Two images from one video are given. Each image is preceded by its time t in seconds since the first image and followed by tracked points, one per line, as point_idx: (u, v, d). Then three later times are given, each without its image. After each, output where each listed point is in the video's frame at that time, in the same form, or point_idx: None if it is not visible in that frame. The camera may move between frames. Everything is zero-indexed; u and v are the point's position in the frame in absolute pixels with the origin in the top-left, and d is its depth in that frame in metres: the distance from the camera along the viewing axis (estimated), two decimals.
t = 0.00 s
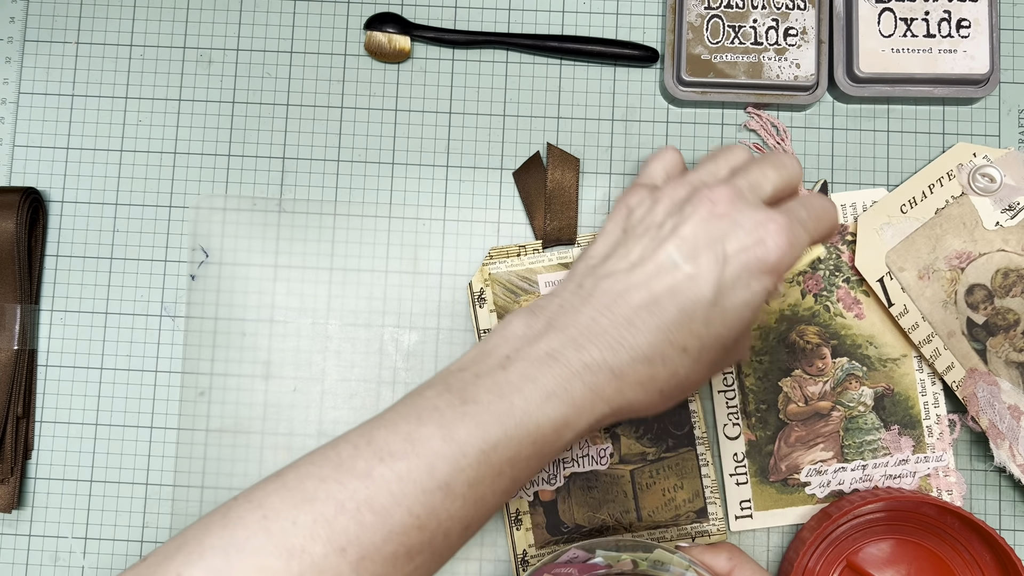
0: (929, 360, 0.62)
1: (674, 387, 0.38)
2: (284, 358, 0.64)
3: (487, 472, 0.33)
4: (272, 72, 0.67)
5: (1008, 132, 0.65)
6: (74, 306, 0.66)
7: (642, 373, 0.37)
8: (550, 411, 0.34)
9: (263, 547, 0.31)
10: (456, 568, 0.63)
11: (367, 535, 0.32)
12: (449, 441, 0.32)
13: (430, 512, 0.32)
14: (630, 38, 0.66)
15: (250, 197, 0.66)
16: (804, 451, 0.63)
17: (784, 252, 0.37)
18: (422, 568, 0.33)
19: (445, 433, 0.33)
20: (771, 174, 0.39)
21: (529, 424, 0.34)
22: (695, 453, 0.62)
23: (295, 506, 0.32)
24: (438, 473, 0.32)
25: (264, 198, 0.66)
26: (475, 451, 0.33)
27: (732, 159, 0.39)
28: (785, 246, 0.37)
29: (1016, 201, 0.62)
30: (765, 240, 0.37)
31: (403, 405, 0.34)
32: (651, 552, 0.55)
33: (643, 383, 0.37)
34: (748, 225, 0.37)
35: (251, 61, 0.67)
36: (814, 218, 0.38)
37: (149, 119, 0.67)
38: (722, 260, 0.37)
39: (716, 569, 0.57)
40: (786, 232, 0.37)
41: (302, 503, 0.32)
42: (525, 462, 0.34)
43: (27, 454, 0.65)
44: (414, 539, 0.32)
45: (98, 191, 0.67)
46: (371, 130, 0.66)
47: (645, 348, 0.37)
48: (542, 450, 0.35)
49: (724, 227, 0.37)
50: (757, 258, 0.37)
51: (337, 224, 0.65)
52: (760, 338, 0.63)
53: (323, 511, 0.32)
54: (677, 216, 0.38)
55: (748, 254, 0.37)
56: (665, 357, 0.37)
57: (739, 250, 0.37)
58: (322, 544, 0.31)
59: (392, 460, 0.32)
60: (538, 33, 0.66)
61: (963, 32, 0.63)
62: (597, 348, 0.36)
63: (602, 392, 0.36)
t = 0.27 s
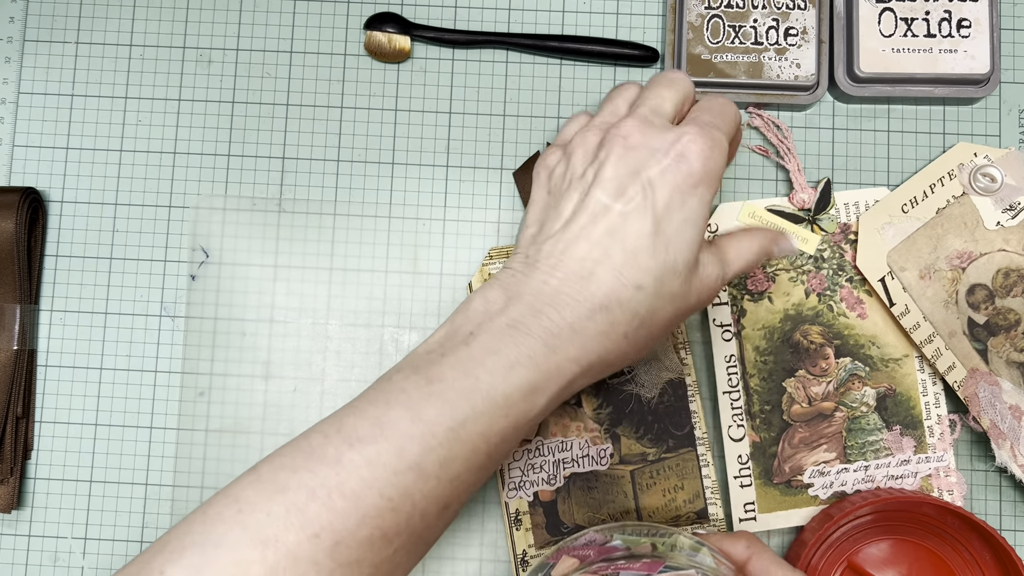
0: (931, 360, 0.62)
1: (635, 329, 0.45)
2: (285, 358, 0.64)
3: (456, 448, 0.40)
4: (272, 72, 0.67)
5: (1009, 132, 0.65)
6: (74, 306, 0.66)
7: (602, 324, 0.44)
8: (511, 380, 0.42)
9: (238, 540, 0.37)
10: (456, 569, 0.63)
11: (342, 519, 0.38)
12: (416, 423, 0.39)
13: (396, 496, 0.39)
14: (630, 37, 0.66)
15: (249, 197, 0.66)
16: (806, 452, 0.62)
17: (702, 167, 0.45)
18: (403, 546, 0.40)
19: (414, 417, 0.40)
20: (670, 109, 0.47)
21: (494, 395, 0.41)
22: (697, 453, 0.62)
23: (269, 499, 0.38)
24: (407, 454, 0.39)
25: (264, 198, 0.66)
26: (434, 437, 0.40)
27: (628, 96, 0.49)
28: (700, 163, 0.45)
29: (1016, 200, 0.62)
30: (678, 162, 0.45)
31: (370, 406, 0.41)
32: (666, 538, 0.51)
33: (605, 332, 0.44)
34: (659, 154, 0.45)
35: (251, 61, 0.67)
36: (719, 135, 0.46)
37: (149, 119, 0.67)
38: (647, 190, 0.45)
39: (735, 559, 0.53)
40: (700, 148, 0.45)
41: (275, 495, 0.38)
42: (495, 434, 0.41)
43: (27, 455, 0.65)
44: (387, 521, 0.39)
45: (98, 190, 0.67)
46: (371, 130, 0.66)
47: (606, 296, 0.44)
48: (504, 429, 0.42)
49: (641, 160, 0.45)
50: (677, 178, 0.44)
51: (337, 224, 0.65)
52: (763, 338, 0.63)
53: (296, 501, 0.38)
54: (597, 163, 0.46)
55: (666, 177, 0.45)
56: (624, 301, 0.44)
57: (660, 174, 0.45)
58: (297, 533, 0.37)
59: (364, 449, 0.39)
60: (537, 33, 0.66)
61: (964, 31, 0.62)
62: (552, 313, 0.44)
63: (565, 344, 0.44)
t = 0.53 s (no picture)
0: (932, 361, 0.62)
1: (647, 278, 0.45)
2: (285, 358, 0.64)
3: (473, 395, 0.39)
4: (272, 72, 0.67)
5: (1009, 132, 0.65)
6: (74, 306, 0.66)
7: (615, 272, 0.45)
8: (524, 330, 0.42)
9: (265, 500, 0.36)
10: (457, 569, 0.63)
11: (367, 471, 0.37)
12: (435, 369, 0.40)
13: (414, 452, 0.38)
14: (630, 37, 0.66)
15: (249, 197, 0.66)
16: (807, 453, 0.62)
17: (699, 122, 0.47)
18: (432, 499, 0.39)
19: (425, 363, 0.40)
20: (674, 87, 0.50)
21: (507, 342, 0.41)
22: (696, 453, 0.62)
23: (294, 457, 0.37)
24: (423, 405, 0.38)
25: (264, 198, 0.66)
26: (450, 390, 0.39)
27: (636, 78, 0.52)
28: (698, 122, 0.47)
29: (1016, 200, 0.62)
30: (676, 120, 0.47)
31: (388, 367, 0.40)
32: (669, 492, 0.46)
33: (619, 278, 0.45)
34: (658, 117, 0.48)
35: (251, 61, 0.67)
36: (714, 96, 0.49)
37: (149, 119, 0.67)
38: (647, 147, 0.47)
39: (744, 526, 0.49)
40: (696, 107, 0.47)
41: (300, 454, 0.37)
42: (511, 385, 0.41)
43: (27, 455, 0.65)
44: (410, 472, 0.38)
45: (98, 190, 0.67)
46: (371, 130, 0.66)
47: (616, 246, 0.45)
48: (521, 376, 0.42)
49: (642, 124, 0.48)
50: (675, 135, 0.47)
51: (337, 224, 0.65)
52: (761, 342, 0.63)
53: (320, 458, 0.37)
54: (601, 131, 0.50)
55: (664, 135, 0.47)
56: (634, 248, 0.45)
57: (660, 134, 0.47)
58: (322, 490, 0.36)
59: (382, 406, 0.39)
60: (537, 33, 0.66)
61: (964, 31, 0.62)
62: (561, 267, 0.45)
63: (580, 294, 0.44)
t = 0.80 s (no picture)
0: (931, 361, 0.62)
1: (642, 274, 0.46)
2: (285, 358, 0.64)
3: (468, 384, 0.40)
4: (272, 72, 0.67)
5: (1008, 132, 0.65)
6: (74, 306, 0.66)
7: (612, 266, 0.45)
8: (518, 320, 0.42)
9: (264, 489, 0.36)
10: (457, 569, 0.63)
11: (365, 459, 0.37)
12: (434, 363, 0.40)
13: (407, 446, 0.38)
14: (630, 37, 0.66)
15: (249, 197, 0.66)
16: (808, 454, 0.62)
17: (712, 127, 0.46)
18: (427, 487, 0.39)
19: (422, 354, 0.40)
20: (697, 86, 0.50)
21: (501, 332, 0.42)
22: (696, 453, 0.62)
23: (292, 446, 0.37)
24: (419, 393, 0.39)
25: (264, 198, 0.66)
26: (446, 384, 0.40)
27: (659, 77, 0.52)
28: (711, 126, 0.46)
29: (1016, 200, 0.62)
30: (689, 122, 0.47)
31: (383, 357, 0.41)
32: (683, 455, 0.48)
33: (614, 273, 0.45)
34: (672, 117, 0.47)
35: (251, 61, 0.67)
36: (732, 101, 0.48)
37: (149, 119, 0.67)
38: (658, 147, 0.47)
39: (753, 486, 0.50)
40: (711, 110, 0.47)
41: (298, 443, 0.37)
42: (507, 377, 0.42)
43: (27, 455, 0.65)
44: (408, 460, 0.38)
45: (98, 190, 0.67)
46: (371, 130, 0.66)
47: (614, 241, 0.46)
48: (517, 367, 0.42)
49: (656, 123, 0.48)
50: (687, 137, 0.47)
51: (337, 224, 0.65)
52: (761, 342, 0.63)
53: (318, 447, 0.37)
54: (615, 125, 0.50)
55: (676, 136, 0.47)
56: (632, 246, 0.45)
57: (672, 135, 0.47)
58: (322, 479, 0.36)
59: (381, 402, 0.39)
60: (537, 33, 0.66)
61: (963, 31, 0.62)
62: (558, 260, 0.45)
63: (576, 286, 0.44)
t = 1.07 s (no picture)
0: (930, 361, 0.62)
1: (640, 275, 0.46)
2: (285, 358, 0.64)
3: (467, 380, 0.40)
4: (272, 72, 0.67)
5: (1009, 132, 0.65)
6: (74, 306, 0.66)
7: (612, 264, 0.45)
8: (517, 316, 0.42)
9: (258, 482, 0.36)
10: (457, 569, 0.63)
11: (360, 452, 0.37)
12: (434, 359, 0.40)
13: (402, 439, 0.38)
14: (630, 37, 0.66)
15: (249, 197, 0.66)
16: (808, 454, 0.62)
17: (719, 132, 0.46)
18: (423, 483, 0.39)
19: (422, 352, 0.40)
20: (708, 88, 0.50)
21: (501, 328, 0.42)
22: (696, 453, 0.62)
23: (287, 440, 0.37)
24: (417, 388, 0.39)
25: (264, 198, 0.66)
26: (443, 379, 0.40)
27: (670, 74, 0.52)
28: (718, 131, 0.46)
29: (1016, 200, 0.62)
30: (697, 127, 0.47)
31: (381, 350, 0.41)
32: (696, 431, 0.48)
33: (612, 273, 0.45)
34: (679, 120, 0.47)
35: (251, 61, 0.67)
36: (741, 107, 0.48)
37: (149, 119, 0.67)
38: (664, 149, 0.47)
39: (764, 465, 0.50)
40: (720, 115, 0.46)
41: (294, 436, 0.37)
42: (505, 375, 0.42)
43: (27, 454, 0.65)
44: (404, 456, 0.38)
45: (98, 190, 0.67)
46: (371, 130, 0.66)
47: (614, 242, 0.46)
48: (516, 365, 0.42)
49: (664, 126, 0.48)
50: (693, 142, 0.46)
51: (337, 224, 0.65)
52: (760, 342, 0.63)
53: (314, 441, 0.37)
54: (624, 125, 0.50)
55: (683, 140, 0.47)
56: (633, 248, 0.46)
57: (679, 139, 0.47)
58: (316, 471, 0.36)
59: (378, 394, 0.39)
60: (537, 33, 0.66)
61: (964, 31, 0.62)
62: (557, 256, 0.45)
63: (574, 285, 0.45)
